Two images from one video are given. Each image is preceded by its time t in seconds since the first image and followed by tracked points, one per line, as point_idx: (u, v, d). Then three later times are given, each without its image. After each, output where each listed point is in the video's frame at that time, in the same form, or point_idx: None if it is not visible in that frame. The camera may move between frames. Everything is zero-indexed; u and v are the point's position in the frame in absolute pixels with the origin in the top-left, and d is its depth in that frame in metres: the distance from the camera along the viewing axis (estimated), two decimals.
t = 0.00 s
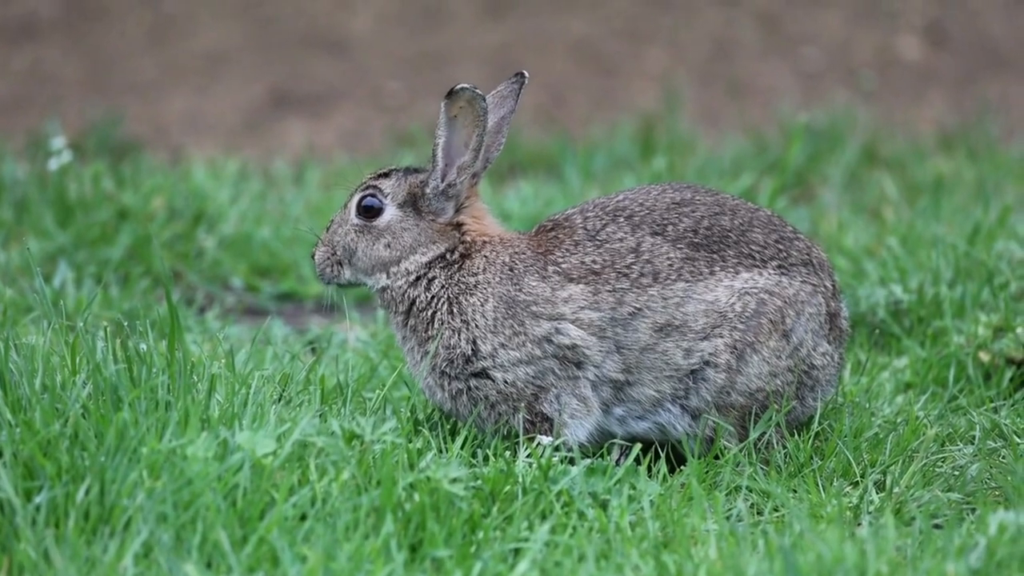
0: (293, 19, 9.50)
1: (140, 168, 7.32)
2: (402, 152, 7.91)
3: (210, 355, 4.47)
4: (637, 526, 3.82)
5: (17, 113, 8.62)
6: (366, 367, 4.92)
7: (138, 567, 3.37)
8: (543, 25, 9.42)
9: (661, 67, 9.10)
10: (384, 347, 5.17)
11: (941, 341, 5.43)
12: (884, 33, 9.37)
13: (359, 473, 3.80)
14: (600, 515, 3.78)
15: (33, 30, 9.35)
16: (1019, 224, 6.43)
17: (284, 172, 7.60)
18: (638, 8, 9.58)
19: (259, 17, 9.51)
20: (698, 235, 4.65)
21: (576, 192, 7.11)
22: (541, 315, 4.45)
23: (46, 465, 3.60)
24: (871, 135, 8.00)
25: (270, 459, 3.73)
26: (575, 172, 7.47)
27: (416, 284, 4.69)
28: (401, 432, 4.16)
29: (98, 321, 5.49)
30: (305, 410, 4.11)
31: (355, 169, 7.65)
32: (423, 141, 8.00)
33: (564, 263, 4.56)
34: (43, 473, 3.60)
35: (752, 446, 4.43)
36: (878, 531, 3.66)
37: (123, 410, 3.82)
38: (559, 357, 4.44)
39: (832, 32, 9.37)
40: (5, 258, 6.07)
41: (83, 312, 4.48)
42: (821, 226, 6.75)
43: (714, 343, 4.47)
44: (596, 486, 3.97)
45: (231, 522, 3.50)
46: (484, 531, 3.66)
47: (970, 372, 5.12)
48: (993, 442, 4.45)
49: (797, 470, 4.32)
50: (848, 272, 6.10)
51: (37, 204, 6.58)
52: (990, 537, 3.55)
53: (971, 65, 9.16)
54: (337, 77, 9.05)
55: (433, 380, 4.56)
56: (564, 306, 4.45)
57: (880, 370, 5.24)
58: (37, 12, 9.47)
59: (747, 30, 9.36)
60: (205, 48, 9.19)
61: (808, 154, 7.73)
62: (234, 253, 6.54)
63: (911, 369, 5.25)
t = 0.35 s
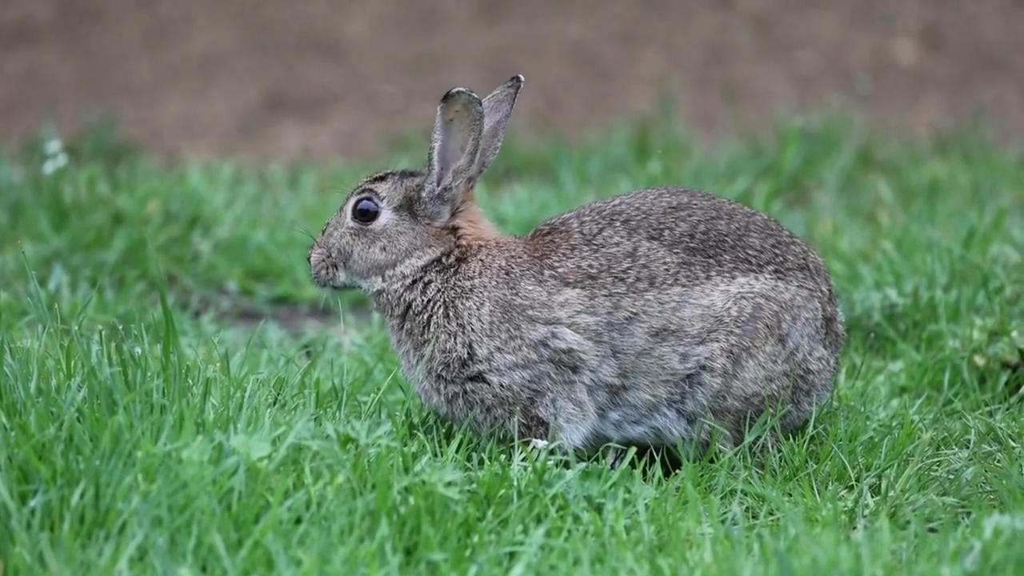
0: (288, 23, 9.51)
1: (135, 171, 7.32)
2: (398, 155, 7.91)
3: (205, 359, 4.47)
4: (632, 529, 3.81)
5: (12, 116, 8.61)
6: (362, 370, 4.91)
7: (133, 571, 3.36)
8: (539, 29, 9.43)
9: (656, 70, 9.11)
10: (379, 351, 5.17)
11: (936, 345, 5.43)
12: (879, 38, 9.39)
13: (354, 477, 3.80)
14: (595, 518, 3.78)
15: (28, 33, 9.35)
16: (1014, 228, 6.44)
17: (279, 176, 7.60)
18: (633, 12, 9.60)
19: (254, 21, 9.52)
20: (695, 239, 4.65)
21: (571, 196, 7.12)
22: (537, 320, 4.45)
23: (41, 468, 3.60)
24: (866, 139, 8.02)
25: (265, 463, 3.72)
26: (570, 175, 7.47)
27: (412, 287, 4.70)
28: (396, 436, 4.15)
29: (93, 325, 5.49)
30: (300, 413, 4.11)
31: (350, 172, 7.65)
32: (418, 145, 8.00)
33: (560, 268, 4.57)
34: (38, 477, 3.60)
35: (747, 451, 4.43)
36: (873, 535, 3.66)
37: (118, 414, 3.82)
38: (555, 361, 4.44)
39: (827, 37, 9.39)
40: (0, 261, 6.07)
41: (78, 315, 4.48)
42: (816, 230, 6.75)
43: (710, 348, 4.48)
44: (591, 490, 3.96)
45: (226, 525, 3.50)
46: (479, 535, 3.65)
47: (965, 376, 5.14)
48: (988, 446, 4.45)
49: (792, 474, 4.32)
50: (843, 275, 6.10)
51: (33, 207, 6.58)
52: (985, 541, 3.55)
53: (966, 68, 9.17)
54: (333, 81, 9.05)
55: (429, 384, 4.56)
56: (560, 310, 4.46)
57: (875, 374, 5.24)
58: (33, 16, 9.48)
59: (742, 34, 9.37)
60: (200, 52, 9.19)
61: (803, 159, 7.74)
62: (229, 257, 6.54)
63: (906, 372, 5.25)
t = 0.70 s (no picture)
0: (285, 27, 9.52)
1: (131, 174, 7.32)
2: (394, 159, 7.92)
3: (201, 361, 4.47)
4: (629, 532, 3.82)
5: (8, 118, 8.61)
6: (358, 373, 4.92)
7: (129, 574, 3.36)
8: (535, 32, 9.44)
9: (653, 73, 9.12)
10: (375, 354, 5.17)
11: (932, 347, 5.43)
12: (874, 41, 9.40)
13: (351, 480, 3.80)
14: (592, 521, 3.77)
15: (24, 36, 9.35)
16: (1010, 231, 6.44)
17: (276, 178, 7.60)
18: (629, 15, 9.62)
19: (250, 24, 9.53)
20: (690, 242, 4.66)
21: (568, 199, 7.12)
22: (533, 322, 4.45)
23: (37, 471, 3.59)
24: (862, 142, 8.03)
25: (262, 466, 3.72)
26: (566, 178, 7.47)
27: (409, 289, 4.69)
28: (393, 438, 4.15)
29: (89, 329, 5.50)
30: (297, 416, 4.11)
31: (346, 176, 7.65)
32: (414, 148, 8.01)
33: (556, 270, 4.57)
34: (34, 479, 3.59)
35: (743, 453, 4.43)
36: (869, 538, 3.66)
37: (115, 416, 3.82)
38: (551, 363, 4.44)
39: (823, 40, 9.40)
40: None
41: (74, 318, 4.48)
42: (813, 233, 6.76)
43: (707, 351, 4.48)
44: (588, 493, 3.96)
45: (222, 528, 3.50)
46: (476, 538, 3.65)
47: (962, 379, 5.15)
48: (984, 449, 4.46)
49: (788, 476, 4.32)
50: (839, 278, 6.11)
51: (29, 210, 6.58)
52: (981, 544, 3.55)
53: (962, 71, 9.18)
54: (329, 84, 9.05)
55: (425, 388, 4.56)
56: (556, 312, 4.46)
57: (872, 377, 5.23)
58: (29, 20, 9.48)
59: (738, 37, 9.38)
60: (197, 54, 9.20)
61: (799, 162, 7.75)
62: (225, 259, 6.54)
63: (902, 375, 5.25)
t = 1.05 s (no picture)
0: (281, 28, 9.51)
1: (128, 176, 7.32)
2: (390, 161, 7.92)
3: (197, 363, 4.47)
4: (625, 534, 3.82)
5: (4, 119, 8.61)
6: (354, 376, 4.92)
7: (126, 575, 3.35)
8: (532, 35, 9.44)
9: (649, 74, 9.12)
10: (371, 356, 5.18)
11: (929, 349, 5.43)
12: (871, 43, 9.40)
13: (347, 481, 3.80)
14: (588, 523, 3.78)
15: (21, 37, 9.35)
16: (1007, 233, 6.45)
17: (272, 180, 7.59)
18: (625, 17, 9.62)
19: (247, 26, 9.53)
20: (683, 245, 4.67)
21: (564, 200, 7.12)
22: (523, 328, 4.47)
23: (33, 472, 3.59)
24: (859, 144, 8.03)
25: (258, 467, 3.72)
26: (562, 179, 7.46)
27: (399, 346, 4.62)
28: (389, 440, 4.15)
29: (85, 330, 5.49)
30: (293, 418, 4.11)
31: (344, 179, 7.66)
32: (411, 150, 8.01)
33: (546, 275, 4.58)
34: (30, 481, 3.59)
35: (739, 455, 4.43)
36: (865, 540, 3.66)
37: (111, 418, 3.82)
38: (545, 368, 4.44)
39: (819, 42, 9.41)
40: None
41: (71, 319, 4.48)
42: (809, 235, 6.76)
43: (702, 355, 4.49)
44: (584, 494, 3.96)
45: (218, 529, 3.49)
46: (472, 539, 3.65)
47: (958, 380, 5.14)
48: (981, 451, 4.46)
49: (784, 479, 4.31)
50: (836, 280, 6.11)
51: (25, 211, 6.58)
52: (978, 545, 3.55)
53: (958, 72, 9.19)
54: (326, 86, 9.05)
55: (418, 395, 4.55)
56: (545, 316, 4.47)
57: (868, 379, 5.24)
58: (25, 21, 9.47)
59: (734, 39, 9.39)
60: (193, 56, 9.19)
61: (796, 164, 7.76)
62: (222, 261, 6.53)
63: (899, 377, 5.26)
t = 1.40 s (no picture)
0: (279, 28, 9.51)
1: (126, 176, 7.31)
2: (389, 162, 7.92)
3: (195, 363, 4.47)
4: (623, 534, 3.82)
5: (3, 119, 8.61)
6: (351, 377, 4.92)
7: None
8: (530, 35, 9.44)
9: (647, 75, 9.11)
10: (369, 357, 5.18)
11: (926, 349, 5.43)
12: (869, 43, 9.40)
13: (345, 482, 3.80)
14: (585, 523, 3.78)
15: (19, 37, 9.35)
16: (1005, 233, 6.44)
17: (270, 180, 7.58)
18: (623, 17, 9.61)
19: (245, 26, 9.52)
20: (676, 246, 4.67)
21: (562, 201, 7.12)
22: (517, 332, 4.48)
23: (31, 473, 3.59)
24: (857, 145, 8.03)
25: (255, 468, 3.72)
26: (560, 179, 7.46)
27: (403, 359, 4.57)
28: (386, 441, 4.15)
29: (83, 330, 5.49)
30: (290, 419, 4.11)
31: (342, 179, 7.66)
32: (409, 150, 8.01)
33: (539, 279, 4.59)
34: (28, 482, 3.59)
35: (737, 455, 4.42)
36: (863, 540, 3.66)
37: (108, 419, 3.82)
38: (542, 371, 4.46)
39: (817, 42, 9.41)
40: None
41: (68, 319, 4.48)
42: (807, 235, 6.76)
43: (697, 357, 4.50)
44: (582, 494, 3.96)
45: (216, 530, 3.49)
46: (469, 540, 3.66)
47: (955, 381, 5.14)
48: (978, 451, 4.46)
49: (782, 478, 4.30)
50: (834, 280, 6.11)
51: (23, 211, 6.58)
52: (975, 545, 3.55)
53: (957, 73, 9.19)
54: (324, 86, 9.05)
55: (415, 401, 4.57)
56: (539, 319, 4.48)
57: (866, 379, 5.24)
58: (23, 21, 9.47)
59: (732, 40, 9.39)
60: (191, 56, 9.19)
61: (794, 164, 7.76)
62: (219, 261, 6.53)
63: (897, 378, 5.26)
